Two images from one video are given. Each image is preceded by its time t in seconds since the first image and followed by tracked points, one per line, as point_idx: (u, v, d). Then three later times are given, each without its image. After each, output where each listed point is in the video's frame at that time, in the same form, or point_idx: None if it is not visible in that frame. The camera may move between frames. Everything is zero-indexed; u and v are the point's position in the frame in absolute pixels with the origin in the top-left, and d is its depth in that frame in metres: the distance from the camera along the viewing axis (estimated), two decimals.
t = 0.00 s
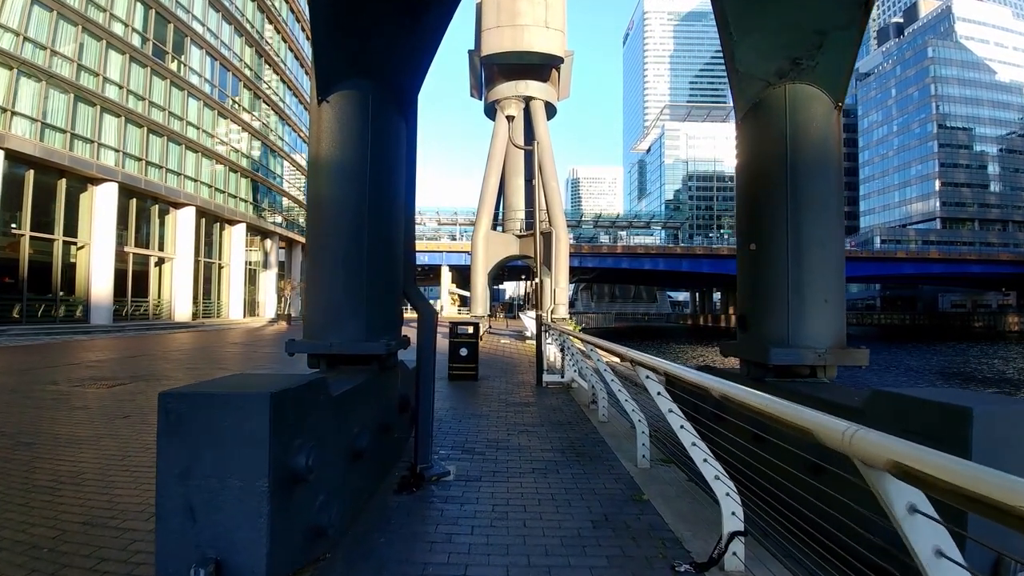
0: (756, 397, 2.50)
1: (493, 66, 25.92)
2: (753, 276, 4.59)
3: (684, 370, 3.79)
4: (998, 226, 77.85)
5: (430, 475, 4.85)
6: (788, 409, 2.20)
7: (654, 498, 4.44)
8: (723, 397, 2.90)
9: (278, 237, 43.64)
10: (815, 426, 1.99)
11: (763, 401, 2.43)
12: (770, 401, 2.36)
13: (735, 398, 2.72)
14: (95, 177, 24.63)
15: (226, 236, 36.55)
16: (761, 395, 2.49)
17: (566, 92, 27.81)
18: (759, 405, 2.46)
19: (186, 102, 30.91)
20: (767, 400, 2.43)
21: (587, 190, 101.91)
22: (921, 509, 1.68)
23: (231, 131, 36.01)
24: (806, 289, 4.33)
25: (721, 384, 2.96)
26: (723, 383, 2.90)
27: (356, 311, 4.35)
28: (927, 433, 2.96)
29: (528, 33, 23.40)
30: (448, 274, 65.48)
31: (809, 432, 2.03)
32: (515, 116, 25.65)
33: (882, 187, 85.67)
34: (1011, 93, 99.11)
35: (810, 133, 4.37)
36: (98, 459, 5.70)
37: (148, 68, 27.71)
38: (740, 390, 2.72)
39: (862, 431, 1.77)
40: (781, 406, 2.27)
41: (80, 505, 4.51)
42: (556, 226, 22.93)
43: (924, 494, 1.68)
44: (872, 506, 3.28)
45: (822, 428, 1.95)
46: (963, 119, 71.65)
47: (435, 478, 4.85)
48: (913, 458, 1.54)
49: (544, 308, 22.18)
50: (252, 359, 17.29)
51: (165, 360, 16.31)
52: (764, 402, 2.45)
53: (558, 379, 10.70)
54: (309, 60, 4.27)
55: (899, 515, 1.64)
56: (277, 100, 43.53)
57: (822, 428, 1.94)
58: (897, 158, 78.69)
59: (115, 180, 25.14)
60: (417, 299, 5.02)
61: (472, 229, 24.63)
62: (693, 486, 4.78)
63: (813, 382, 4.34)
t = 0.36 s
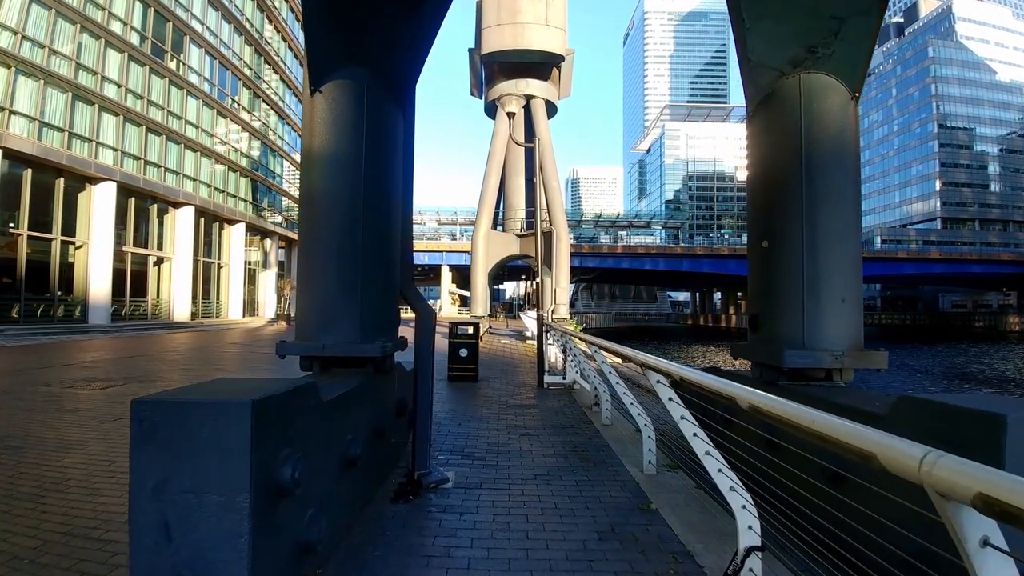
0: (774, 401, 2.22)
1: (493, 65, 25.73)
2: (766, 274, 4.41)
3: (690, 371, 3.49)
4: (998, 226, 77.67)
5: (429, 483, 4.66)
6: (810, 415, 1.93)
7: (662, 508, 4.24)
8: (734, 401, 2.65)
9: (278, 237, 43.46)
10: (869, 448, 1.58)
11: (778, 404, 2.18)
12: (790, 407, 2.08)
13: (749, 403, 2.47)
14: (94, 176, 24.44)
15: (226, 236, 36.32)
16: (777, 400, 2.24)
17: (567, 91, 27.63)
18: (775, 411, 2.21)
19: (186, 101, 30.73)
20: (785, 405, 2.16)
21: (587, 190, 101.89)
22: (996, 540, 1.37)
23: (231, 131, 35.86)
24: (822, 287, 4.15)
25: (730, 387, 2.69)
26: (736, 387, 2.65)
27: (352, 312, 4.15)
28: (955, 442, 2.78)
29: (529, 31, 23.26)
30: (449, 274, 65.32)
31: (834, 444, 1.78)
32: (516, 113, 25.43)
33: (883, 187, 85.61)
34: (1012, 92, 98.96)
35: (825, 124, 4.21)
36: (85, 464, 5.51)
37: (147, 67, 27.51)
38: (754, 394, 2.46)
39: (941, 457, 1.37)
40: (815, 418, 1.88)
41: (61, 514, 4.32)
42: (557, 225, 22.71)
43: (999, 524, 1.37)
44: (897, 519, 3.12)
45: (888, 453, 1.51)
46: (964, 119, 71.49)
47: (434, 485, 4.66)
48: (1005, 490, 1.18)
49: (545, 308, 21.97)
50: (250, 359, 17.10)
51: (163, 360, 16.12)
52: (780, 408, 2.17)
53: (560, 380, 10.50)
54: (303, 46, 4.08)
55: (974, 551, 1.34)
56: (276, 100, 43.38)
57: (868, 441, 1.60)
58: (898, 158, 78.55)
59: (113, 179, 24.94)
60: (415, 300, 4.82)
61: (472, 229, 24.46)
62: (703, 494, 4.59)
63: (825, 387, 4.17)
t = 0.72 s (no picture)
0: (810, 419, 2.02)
1: (493, 63, 25.53)
2: (780, 272, 4.29)
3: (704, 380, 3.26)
4: (999, 226, 77.56)
5: (427, 492, 4.48)
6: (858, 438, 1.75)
7: (670, 520, 4.06)
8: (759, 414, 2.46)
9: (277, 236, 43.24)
10: (940, 484, 1.37)
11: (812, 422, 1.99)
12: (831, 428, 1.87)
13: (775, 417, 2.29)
14: (92, 176, 24.18)
15: (224, 235, 36.05)
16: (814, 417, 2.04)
17: (568, 90, 27.38)
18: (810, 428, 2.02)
19: (185, 100, 30.52)
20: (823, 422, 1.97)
21: (587, 190, 101.67)
22: None
23: (231, 130, 35.66)
24: (838, 288, 3.99)
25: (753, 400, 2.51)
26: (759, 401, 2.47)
27: (346, 314, 3.96)
28: (985, 454, 2.62)
29: (528, 29, 23.09)
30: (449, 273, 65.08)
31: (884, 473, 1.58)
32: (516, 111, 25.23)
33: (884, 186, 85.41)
34: (1013, 92, 98.76)
35: (841, 118, 4.09)
36: (71, 471, 5.32)
37: (145, 65, 27.24)
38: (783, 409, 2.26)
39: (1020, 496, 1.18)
40: (862, 441, 1.69)
41: (41, 524, 4.12)
42: (557, 225, 22.52)
43: None
44: (919, 537, 2.95)
45: (960, 486, 1.31)
46: (965, 119, 71.30)
47: (432, 495, 4.48)
48: None
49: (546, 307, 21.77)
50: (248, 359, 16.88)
51: (159, 361, 15.95)
52: (816, 427, 1.98)
53: (561, 383, 10.31)
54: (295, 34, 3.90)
55: None
56: (276, 99, 43.18)
57: (927, 474, 1.43)
58: (899, 158, 78.38)
59: (112, 178, 24.71)
60: (412, 301, 4.64)
61: (472, 228, 24.27)
62: (711, 504, 4.43)
63: (840, 394, 3.99)
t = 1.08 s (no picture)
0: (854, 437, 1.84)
1: (493, 61, 25.28)
2: (795, 270, 4.13)
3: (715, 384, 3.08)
4: (999, 226, 77.35)
5: (424, 501, 4.29)
6: (923, 463, 1.54)
7: (678, 531, 3.86)
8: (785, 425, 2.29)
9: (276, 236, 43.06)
10: None
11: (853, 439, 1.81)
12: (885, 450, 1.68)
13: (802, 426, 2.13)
14: (89, 174, 23.98)
15: (223, 235, 35.90)
16: (853, 432, 1.87)
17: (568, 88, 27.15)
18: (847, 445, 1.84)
19: (183, 99, 30.34)
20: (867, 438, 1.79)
21: (588, 190, 101.52)
22: None
23: (229, 129, 35.51)
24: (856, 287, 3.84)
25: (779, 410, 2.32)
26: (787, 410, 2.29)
27: (339, 315, 3.77)
28: (1021, 468, 2.44)
29: (529, 27, 22.85)
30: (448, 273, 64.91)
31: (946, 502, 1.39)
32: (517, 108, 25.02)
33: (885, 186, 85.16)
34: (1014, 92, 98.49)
35: (859, 109, 3.93)
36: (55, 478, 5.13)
37: (143, 64, 27.04)
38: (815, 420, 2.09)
39: None
40: (926, 465, 1.50)
41: (19, 534, 3.94)
42: (558, 224, 22.32)
43: None
44: (947, 554, 2.77)
45: None
46: (966, 118, 71.01)
47: (429, 504, 4.29)
48: None
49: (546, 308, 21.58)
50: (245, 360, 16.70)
51: (156, 362, 15.80)
52: (858, 445, 1.80)
53: (563, 385, 10.13)
54: (284, 21, 3.71)
55: None
56: (275, 98, 43.00)
57: (1022, 512, 1.23)
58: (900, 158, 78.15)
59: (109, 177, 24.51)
60: (409, 302, 4.43)
61: (472, 228, 24.10)
62: (721, 512, 4.25)
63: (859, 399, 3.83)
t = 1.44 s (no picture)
0: (889, 449, 1.67)
1: (493, 59, 25.08)
2: (807, 268, 3.98)
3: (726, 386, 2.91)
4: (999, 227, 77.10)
5: (421, 509, 4.12)
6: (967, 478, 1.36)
7: (687, 541, 3.69)
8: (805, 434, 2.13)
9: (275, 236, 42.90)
10: None
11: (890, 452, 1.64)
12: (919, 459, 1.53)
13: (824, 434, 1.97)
14: (86, 173, 23.78)
15: (222, 235, 35.75)
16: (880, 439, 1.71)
17: (569, 87, 26.92)
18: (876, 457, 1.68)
19: (181, 98, 30.15)
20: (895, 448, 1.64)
21: (588, 190, 101.47)
22: None
23: (228, 129, 35.37)
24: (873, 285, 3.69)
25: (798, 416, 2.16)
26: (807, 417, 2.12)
27: (331, 316, 3.59)
28: None
29: (529, 25, 22.66)
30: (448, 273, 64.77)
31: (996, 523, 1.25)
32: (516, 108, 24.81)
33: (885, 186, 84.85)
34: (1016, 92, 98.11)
35: (873, 100, 3.80)
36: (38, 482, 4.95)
37: (141, 63, 26.84)
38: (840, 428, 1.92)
39: None
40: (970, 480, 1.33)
41: None
42: (558, 224, 22.16)
43: None
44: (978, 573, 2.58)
45: None
46: (967, 118, 70.78)
47: (426, 512, 4.11)
48: None
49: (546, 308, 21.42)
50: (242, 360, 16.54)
51: (153, 362, 15.67)
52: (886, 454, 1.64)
53: (563, 386, 9.95)
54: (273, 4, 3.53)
55: None
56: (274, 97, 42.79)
57: None
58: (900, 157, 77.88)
59: (106, 176, 24.31)
60: (405, 302, 4.26)
61: (471, 228, 23.93)
62: (729, 521, 4.07)
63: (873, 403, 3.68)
